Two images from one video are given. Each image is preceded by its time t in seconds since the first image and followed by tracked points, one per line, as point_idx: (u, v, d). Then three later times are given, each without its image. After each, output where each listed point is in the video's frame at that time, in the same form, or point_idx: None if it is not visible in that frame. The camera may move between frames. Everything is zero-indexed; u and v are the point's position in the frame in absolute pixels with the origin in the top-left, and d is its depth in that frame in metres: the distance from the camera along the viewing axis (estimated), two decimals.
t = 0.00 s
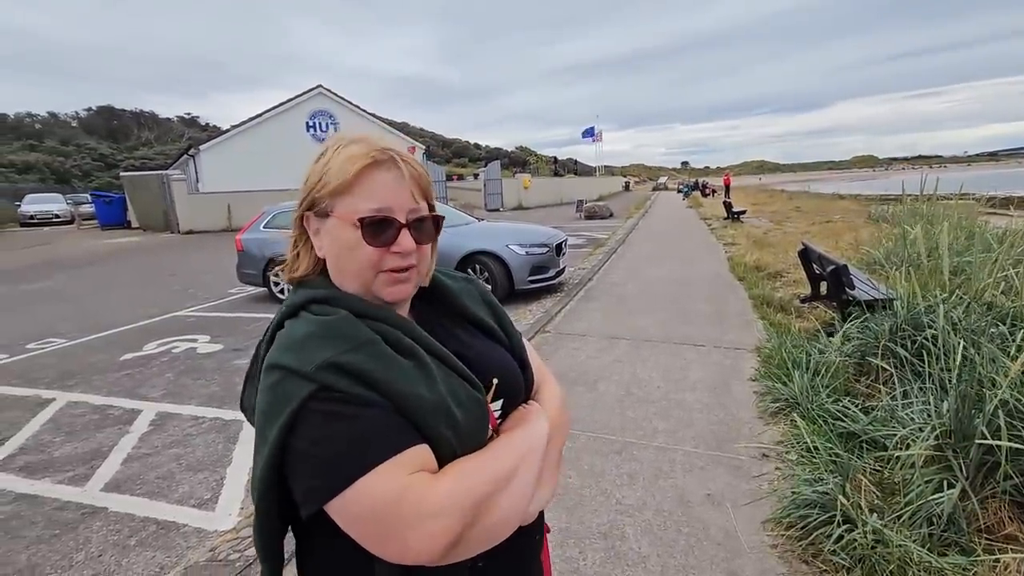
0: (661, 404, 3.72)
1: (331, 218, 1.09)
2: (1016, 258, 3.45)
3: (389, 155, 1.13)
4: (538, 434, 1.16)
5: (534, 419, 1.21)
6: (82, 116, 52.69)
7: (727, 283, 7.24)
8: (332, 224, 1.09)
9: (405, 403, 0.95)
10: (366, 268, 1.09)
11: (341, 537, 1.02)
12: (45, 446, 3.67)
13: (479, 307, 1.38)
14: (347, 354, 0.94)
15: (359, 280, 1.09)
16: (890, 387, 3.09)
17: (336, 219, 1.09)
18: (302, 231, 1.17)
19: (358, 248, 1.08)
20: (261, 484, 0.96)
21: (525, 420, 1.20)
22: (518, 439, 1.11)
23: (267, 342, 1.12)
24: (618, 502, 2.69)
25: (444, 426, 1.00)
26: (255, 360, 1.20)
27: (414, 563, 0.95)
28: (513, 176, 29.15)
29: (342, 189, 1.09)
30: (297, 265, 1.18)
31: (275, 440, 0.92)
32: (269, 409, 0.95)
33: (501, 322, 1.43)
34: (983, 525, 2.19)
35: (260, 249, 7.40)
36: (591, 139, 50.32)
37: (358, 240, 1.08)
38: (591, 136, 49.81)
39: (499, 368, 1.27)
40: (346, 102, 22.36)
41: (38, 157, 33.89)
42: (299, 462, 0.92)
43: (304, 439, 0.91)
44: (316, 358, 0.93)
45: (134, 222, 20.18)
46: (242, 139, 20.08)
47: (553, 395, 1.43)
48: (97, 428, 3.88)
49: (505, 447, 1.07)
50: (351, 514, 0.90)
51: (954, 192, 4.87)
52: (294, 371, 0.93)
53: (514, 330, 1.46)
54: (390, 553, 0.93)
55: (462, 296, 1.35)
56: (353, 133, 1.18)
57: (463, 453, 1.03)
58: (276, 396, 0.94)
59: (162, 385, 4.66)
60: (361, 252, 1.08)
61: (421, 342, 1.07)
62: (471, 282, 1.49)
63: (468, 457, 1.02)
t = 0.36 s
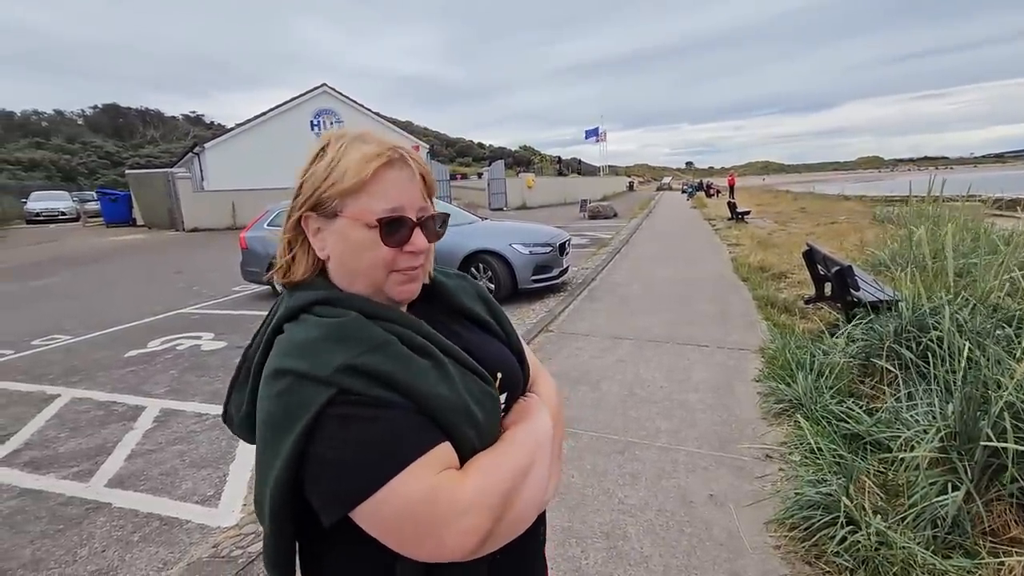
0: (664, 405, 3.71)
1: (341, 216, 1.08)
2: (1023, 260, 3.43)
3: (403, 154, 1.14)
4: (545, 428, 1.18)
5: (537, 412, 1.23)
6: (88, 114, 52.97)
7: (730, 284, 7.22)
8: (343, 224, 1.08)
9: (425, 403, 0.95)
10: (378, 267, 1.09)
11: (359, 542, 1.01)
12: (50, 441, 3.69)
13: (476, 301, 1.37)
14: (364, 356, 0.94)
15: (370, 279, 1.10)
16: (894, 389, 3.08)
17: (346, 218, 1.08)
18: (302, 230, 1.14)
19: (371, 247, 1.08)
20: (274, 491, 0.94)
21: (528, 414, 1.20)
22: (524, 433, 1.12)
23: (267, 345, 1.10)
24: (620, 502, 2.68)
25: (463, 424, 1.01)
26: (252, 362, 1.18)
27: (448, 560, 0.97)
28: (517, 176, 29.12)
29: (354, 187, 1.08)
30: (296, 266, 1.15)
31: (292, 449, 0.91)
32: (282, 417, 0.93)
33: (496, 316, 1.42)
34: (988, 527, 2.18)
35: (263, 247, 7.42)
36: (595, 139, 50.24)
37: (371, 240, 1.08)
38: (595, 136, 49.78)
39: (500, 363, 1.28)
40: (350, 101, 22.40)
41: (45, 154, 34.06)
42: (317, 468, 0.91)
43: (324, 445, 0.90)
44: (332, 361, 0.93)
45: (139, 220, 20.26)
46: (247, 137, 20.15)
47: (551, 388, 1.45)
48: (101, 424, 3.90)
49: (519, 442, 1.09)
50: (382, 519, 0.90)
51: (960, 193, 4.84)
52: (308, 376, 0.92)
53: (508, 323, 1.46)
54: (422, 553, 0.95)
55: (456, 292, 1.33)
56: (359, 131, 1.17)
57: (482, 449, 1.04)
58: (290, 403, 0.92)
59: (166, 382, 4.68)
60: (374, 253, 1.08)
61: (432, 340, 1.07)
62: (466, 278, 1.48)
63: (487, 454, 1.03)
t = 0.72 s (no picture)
0: (664, 407, 3.71)
1: (362, 216, 1.07)
2: None
3: (416, 155, 1.16)
4: (549, 427, 1.20)
5: (540, 410, 1.23)
6: (89, 111, 52.97)
7: (730, 286, 7.23)
8: (363, 225, 1.07)
9: (437, 403, 0.95)
10: (400, 266, 1.10)
11: (370, 544, 1.01)
12: (48, 439, 3.68)
13: (473, 300, 1.37)
14: (374, 358, 0.94)
15: (390, 278, 1.10)
16: (894, 393, 3.08)
17: (368, 218, 1.07)
18: (310, 231, 1.09)
19: (394, 246, 1.08)
20: (283, 499, 0.93)
21: (530, 411, 1.21)
22: (531, 432, 1.13)
23: (268, 349, 1.09)
24: (620, 504, 2.68)
25: (474, 424, 1.01)
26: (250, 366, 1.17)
27: (465, 561, 0.98)
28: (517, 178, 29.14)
29: (374, 187, 1.07)
30: (306, 268, 1.11)
31: (302, 454, 0.90)
32: (290, 422, 0.92)
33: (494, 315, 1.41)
34: (988, 532, 2.18)
35: (263, 246, 7.41)
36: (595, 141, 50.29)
37: (394, 239, 1.08)
38: (595, 138, 49.87)
39: (503, 362, 1.27)
40: (351, 101, 22.41)
41: (44, 151, 34.01)
42: (329, 472, 0.90)
43: (335, 449, 0.89)
44: (343, 363, 0.92)
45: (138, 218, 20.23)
46: (247, 136, 20.14)
47: (549, 385, 1.46)
48: (99, 422, 3.89)
49: (526, 441, 1.10)
50: (400, 524, 0.90)
51: (961, 198, 4.85)
52: (318, 379, 0.92)
53: (506, 320, 1.45)
54: (441, 555, 0.95)
55: (455, 291, 1.32)
56: (366, 131, 1.17)
57: (493, 448, 1.05)
58: (299, 408, 0.92)
59: (164, 380, 4.67)
60: (397, 252, 1.08)
61: (439, 340, 1.07)
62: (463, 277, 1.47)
63: (497, 454, 1.04)
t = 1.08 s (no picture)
0: (651, 408, 3.73)
1: (361, 215, 1.06)
2: (1003, 268, 3.50)
3: (401, 156, 1.19)
4: (528, 427, 1.20)
5: (519, 410, 1.24)
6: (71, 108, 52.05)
7: (718, 288, 7.29)
8: (361, 224, 1.07)
9: (419, 405, 0.94)
10: (396, 264, 1.11)
11: (353, 550, 0.99)
12: (25, 442, 3.60)
13: (449, 301, 1.36)
14: (354, 362, 0.93)
15: (386, 277, 1.10)
16: (878, 394, 3.13)
17: (367, 217, 1.07)
18: (301, 232, 1.05)
19: (391, 245, 1.10)
20: (259, 508, 0.92)
21: (510, 411, 1.21)
22: (510, 432, 1.14)
23: (239, 355, 1.07)
24: (606, 505, 2.69)
25: (456, 425, 1.00)
26: (222, 373, 1.15)
27: (451, 563, 0.98)
28: (507, 179, 29.14)
29: (371, 186, 1.08)
30: (296, 271, 1.07)
31: (279, 462, 0.88)
32: (267, 430, 0.91)
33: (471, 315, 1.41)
34: (968, 531, 2.22)
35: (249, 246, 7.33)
36: (585, 143, 50.51)
37: (390, 237, 1.10)
38: (584, 140, 50.05)
39: (481, 364, 1.27)
40: (340, 100, 22.26)
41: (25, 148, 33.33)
42: (309, 479, 0.89)
43: (315, 456, 0.88)
44: (321, 367, 0.91)
45: (121, 217, 19.92)
46: (234, 135, 19.90)
47: (526, 382, 1.46)
48: (78, 425, 3.82)
49: (507, 442, 1.11)
50: (384, 529, 0.89)
51: (943, 203, 4.93)
52: (296, 385, 0.90)
53: (482, 321, 1.45)
54: (427, 558, 0.94)
55: (432, 292, 1.31)
56: (349, 131, 1.17)
57: (474, 449, 1.05)
58: (276, 414, 0.90)
59: (146, 382, 4.59)
60: (393, 250, 1.10)
61: (418, 342, 1.06)
62: (439, 279, 1.46)
63: (479, 455, 1.04)
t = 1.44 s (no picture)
0: (624, 406, 3.78)
1: (331, 218, 1.05)
2: (953, 264, 3.67)
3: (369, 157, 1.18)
4: (500, 426, 1.21)
5: (489, 408, 1.24)
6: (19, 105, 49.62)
7: (687, 287, 7.44)
8: (331, 226, 1.05)
9: (397, 409, 0.93)
10: (367, 266, 1.10)
11: (331, 556, 0.98)
12: None
13: (417, 303, 1.35)
14: (330, 368, 0.91)
15: (358, 279, 1.09)
16: (839, 387, 3.25)
17: (337, 220, 1.06)
18: (269, 235, 1.03)
19: (361, 246, 1.09)
20: (234, 520, 0.89)
21: (480, 409, 1.21)
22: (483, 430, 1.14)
23: (204, 364, 1.03)
24: (581, 503, 2.72)
25: (434, 426, 1.00)
26: (184, 383, 1.11)
27: (433, 562, 0.98)
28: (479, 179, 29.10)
29: (342, 188, 1.07)
30: (263, 275, 1.04)
31: (256, 472, 0.86)
32: (241, 440, 0.89)
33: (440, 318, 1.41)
34: (924, 516, 2.31)
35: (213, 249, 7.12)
36: (556, 144, 50.83)
37: (361, 239, 1.09)
38: (555, 141, 50.38)
39: (452, 365, 1.27)
40: (307, 100, 21.84)
41: None
42: (285, 489, 0.87)
43: (293, 464, 0.86)
44: (298, 375, 0.89)
45: (76, 219, 19.08)
46: (196, 134, 19.31)
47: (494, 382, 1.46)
48: (33, 438, 3.64)
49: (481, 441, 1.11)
50: (367, 531, 0.88)
51: (898, 203, 5.15)
52: (270, 393, 0.88)
53: (451, 324, 1.44)
54: (410, 558, 0.94)
55: (401, 295, 1.30)
56: (315, 133, 1.15)
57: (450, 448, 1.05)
58: (249, 425, 0.88)
59: (106, 391, 4.41)
60: (364, 252, 1.09)
61: (392, 345, 1.05)
62: (404, 281, 1.45)
63: (456, 454, 1.04)
